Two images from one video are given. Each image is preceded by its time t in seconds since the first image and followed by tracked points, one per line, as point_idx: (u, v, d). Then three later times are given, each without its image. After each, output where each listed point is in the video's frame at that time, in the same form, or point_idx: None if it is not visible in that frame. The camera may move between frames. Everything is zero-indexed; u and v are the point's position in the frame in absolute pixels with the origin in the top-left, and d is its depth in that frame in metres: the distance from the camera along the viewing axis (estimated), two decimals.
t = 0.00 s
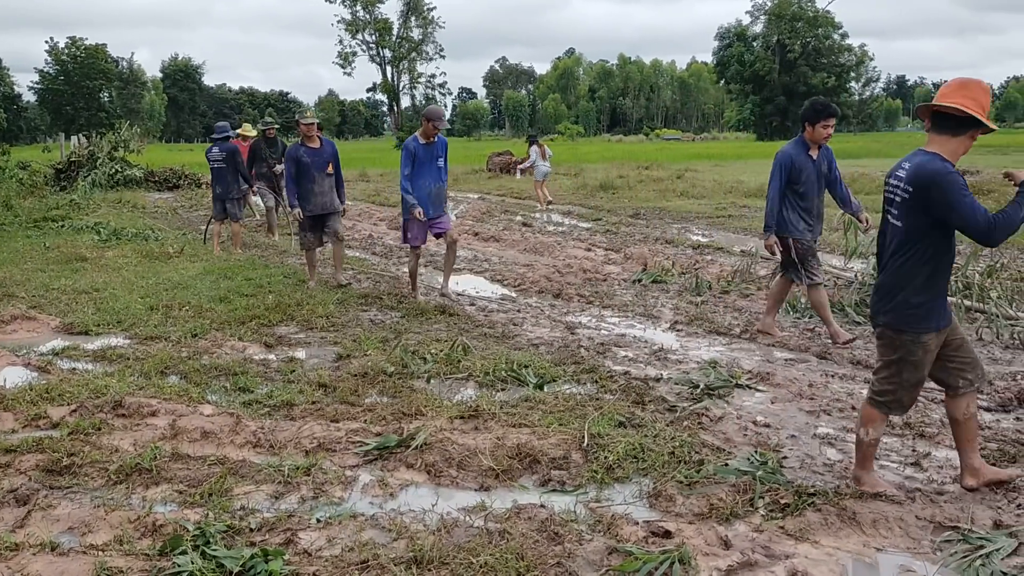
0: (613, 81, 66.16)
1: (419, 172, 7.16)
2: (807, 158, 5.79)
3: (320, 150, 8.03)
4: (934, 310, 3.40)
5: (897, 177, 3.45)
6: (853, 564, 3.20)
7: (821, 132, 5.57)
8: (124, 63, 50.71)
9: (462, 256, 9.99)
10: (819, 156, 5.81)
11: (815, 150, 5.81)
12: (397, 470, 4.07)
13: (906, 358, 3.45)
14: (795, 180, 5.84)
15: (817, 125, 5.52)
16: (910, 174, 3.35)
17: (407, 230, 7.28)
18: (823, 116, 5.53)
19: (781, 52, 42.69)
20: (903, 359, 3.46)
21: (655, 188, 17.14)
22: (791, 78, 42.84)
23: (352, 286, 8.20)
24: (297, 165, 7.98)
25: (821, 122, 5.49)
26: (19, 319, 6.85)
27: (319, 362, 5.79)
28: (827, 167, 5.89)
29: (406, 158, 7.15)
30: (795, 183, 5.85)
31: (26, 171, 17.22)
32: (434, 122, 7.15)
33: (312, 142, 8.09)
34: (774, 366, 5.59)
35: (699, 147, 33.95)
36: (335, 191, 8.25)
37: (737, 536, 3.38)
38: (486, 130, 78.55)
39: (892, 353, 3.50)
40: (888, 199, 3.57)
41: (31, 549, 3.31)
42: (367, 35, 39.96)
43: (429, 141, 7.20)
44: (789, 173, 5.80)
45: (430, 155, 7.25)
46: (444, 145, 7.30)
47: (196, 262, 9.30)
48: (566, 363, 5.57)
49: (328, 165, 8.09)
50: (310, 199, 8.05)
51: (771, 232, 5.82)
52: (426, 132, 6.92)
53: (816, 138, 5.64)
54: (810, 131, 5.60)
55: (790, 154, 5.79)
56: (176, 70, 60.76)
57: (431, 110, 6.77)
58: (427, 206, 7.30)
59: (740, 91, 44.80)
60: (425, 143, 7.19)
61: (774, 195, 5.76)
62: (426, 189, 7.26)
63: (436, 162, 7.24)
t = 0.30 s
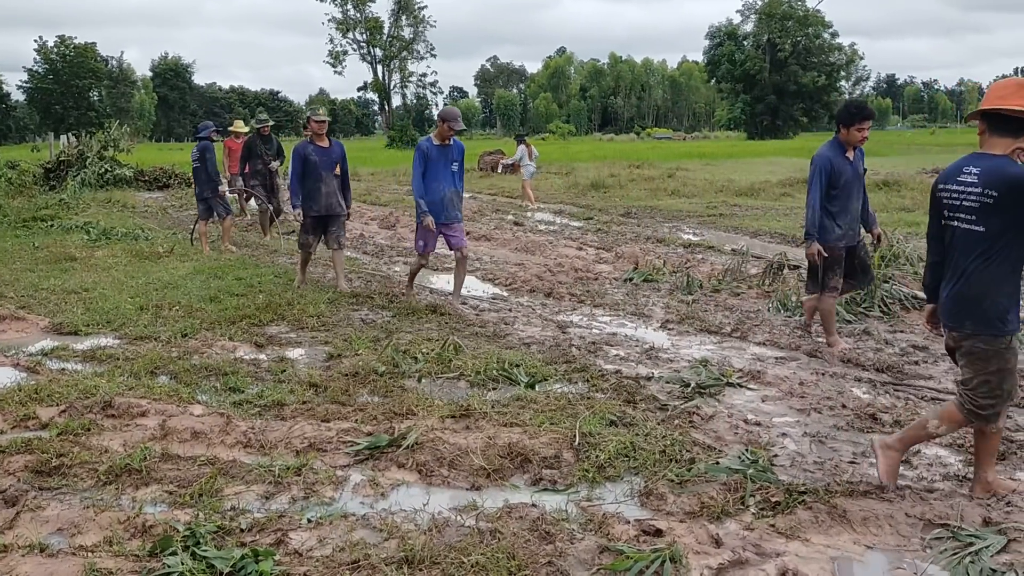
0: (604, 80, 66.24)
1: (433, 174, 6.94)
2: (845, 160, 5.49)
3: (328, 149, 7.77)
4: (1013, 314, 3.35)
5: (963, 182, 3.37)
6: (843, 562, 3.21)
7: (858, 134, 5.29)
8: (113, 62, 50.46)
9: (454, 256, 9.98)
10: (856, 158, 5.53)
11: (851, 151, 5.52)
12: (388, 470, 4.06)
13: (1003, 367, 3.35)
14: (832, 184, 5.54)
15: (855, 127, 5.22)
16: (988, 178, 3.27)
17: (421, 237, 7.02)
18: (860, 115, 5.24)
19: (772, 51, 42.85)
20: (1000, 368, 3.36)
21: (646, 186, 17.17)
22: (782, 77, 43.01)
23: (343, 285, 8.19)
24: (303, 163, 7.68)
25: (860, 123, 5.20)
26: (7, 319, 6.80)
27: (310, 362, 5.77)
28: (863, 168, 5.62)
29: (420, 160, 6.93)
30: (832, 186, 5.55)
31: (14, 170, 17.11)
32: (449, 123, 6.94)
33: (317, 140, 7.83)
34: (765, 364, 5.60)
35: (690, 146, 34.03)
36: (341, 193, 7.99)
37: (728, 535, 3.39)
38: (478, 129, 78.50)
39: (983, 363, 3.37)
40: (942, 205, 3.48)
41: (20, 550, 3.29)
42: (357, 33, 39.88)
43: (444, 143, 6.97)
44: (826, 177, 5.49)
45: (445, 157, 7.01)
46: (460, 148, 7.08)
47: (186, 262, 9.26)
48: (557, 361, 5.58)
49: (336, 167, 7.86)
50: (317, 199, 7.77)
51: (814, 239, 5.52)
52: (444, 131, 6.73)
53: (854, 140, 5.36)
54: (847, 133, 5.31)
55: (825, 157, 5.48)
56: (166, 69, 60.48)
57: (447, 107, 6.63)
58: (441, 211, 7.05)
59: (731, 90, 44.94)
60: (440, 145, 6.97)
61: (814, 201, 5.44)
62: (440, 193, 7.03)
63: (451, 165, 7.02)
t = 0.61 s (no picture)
0: (597, 79, 66.30)
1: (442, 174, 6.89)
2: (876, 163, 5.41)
3: (330, 147, 7.65)
4: None
5: (1017, 173, 3.38)
6: (834, 560, 3.22)
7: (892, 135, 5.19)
8: (104, 62, 50.22)
9: (446, 255, 9.97)
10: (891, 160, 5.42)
11: (887, 153, 5.42)
12: (381, 470, 4.05)
13: None
14: (864, 185, 5.45)
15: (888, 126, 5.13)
16: None
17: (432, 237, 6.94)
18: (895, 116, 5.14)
19: (763, 50, 42.96)
20: None
21: (639, 185, 17.19)
22: (773, 76, 43.12)
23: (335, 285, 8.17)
24: (306, 162, 7.58)
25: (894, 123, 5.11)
26: None
27: (302, 362, 5.75)
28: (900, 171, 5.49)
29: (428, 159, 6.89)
30: (864, 188, 5.45)
31: (4, 171, 17.03)
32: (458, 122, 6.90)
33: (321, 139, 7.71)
34: (757, 363, 5.62)
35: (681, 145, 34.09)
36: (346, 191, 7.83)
37: (720, 533, 3.40)
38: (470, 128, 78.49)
39: None
40: (994, 196, 3.46)
41: (10, 553, 3.26)
42: (349, 33, 39.79)
43: (453, 141, 6.91)
44: (857, 178, 5.41)
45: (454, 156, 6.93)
46: (471, 146, 6.97)
47: (177, 262, 9.23)
48: (550, 361, 5.57)
49: (340, 164, 7.72)
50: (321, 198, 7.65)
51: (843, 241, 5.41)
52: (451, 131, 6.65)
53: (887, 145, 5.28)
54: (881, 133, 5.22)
55: (858, 158, 5.40)
56: (157, 69, 60.24)
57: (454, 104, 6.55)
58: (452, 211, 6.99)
59: (723, 89, 45.04)
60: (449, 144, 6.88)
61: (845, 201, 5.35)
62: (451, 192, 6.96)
63: (461, 164, 6.94)
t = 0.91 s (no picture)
0: (592, 80, 66.33)
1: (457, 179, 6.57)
2: (903, 165, 5.47)
3: (332, 155, 7.50)
4: None
5: None
6: (828, 558, 3.23)
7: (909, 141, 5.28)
8: (98, 62, 50.07)
9: (441, 256, 9.97)
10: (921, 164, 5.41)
11: (919, 157, 5.42)
12: (376, 470, 4.05)
13: None
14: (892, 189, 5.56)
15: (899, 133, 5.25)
16: None
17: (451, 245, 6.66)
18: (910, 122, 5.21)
19: (758, 51, 43.02)
20: None
21: (634, 185, 17.20)
22: (768, 77, 43.19)
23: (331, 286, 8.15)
24: (309, 172, 7.47)
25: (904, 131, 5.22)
26: None
27: (297, 363, 5.74)
28: (937, 175, 5.41)
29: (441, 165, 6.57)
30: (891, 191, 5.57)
31: None
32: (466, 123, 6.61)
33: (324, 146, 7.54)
34: (752, 363, 5.63)
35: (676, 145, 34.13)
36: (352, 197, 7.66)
37: (716, 532, 3.40)
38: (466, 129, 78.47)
39: None
40: None
41: (4, 555, 3.25)
42: (344, 33, 39.73)
43: (464, 144, 6.62)
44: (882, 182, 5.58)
45: (467, 158, 6.63)
46: (483, 146, 6.68)
47: (171, 263, 9.20)
48: (545, 361, 5.58)
49: (343, 171, 7.53)
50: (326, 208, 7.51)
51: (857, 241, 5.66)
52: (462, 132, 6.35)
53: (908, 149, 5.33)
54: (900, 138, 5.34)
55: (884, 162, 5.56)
56: (152, 70, 60.11)
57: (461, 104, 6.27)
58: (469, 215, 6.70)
59: (718, 89, 45.08)
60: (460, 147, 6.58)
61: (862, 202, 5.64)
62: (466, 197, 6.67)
63: (474, 166, 6.64)
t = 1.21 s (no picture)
0: (590, 84, 66.38)
1: (470, 174, 6.45)
2: (914, 181, 5.34)
3: (338, 157, 7.45)
4: None
5: None
6: (827, 562, 3.23)
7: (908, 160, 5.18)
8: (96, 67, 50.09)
9: (440, 260, 9.97)
10: (929, 181, 5.24)
11: (927, 175, 5.25)
12: (375, 475, 4.04)
13: None
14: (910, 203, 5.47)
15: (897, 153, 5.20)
16: None
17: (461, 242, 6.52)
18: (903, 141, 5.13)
19: (755, 55, 43.06)
20: None
21: (632, 190, 17.19)
22: (766, 81, 43.21)
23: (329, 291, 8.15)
24: (315, 175, 7.41)
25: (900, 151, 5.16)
26: None
27: (296, 368, 5.74)
28: (945, 193, 5.19)
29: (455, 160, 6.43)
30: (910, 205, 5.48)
31: None
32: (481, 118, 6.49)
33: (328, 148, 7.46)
34: (750, 367, 5.63)
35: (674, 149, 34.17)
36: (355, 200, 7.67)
37: (715, 537, 3.40)
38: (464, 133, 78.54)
39: None
40: None
41: (3, 560, 3.25)
42: (343, 37, 39.75)
43: (478, 139, 6.50)
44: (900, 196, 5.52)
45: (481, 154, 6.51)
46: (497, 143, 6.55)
47: (170, 268, 9.20)
48: (544, 365, 5.58)
49: (348, 173, 7.52)
50: (331, 212, 7.49)
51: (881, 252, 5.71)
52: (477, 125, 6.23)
53: (909, 163, 5.20)
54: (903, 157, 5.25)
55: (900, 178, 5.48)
56: (150, 74, 60.15)
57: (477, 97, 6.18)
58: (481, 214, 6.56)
59: (716, 93, 45.12)
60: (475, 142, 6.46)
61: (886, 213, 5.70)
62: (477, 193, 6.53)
63: (488, 163, 6.51)
